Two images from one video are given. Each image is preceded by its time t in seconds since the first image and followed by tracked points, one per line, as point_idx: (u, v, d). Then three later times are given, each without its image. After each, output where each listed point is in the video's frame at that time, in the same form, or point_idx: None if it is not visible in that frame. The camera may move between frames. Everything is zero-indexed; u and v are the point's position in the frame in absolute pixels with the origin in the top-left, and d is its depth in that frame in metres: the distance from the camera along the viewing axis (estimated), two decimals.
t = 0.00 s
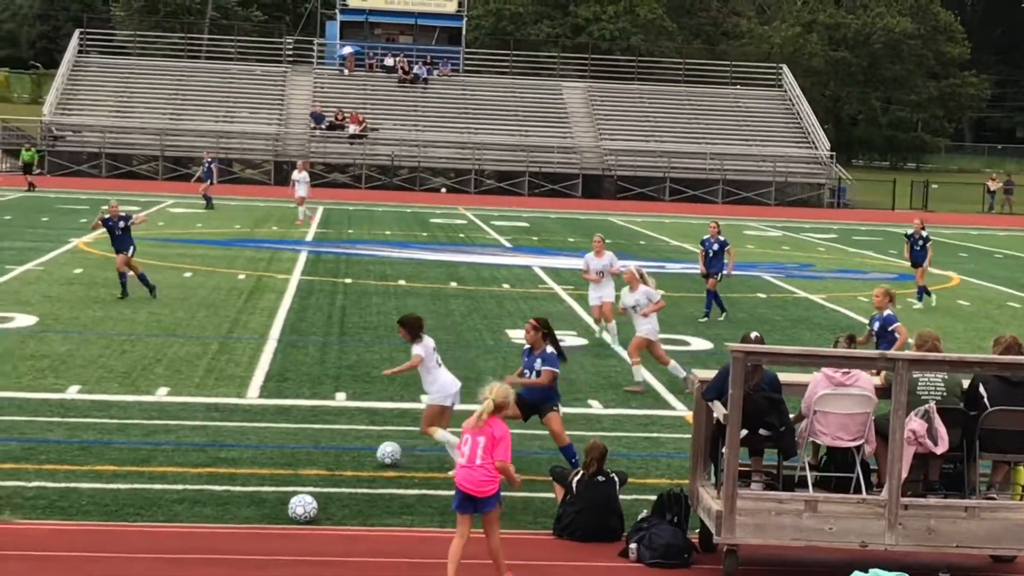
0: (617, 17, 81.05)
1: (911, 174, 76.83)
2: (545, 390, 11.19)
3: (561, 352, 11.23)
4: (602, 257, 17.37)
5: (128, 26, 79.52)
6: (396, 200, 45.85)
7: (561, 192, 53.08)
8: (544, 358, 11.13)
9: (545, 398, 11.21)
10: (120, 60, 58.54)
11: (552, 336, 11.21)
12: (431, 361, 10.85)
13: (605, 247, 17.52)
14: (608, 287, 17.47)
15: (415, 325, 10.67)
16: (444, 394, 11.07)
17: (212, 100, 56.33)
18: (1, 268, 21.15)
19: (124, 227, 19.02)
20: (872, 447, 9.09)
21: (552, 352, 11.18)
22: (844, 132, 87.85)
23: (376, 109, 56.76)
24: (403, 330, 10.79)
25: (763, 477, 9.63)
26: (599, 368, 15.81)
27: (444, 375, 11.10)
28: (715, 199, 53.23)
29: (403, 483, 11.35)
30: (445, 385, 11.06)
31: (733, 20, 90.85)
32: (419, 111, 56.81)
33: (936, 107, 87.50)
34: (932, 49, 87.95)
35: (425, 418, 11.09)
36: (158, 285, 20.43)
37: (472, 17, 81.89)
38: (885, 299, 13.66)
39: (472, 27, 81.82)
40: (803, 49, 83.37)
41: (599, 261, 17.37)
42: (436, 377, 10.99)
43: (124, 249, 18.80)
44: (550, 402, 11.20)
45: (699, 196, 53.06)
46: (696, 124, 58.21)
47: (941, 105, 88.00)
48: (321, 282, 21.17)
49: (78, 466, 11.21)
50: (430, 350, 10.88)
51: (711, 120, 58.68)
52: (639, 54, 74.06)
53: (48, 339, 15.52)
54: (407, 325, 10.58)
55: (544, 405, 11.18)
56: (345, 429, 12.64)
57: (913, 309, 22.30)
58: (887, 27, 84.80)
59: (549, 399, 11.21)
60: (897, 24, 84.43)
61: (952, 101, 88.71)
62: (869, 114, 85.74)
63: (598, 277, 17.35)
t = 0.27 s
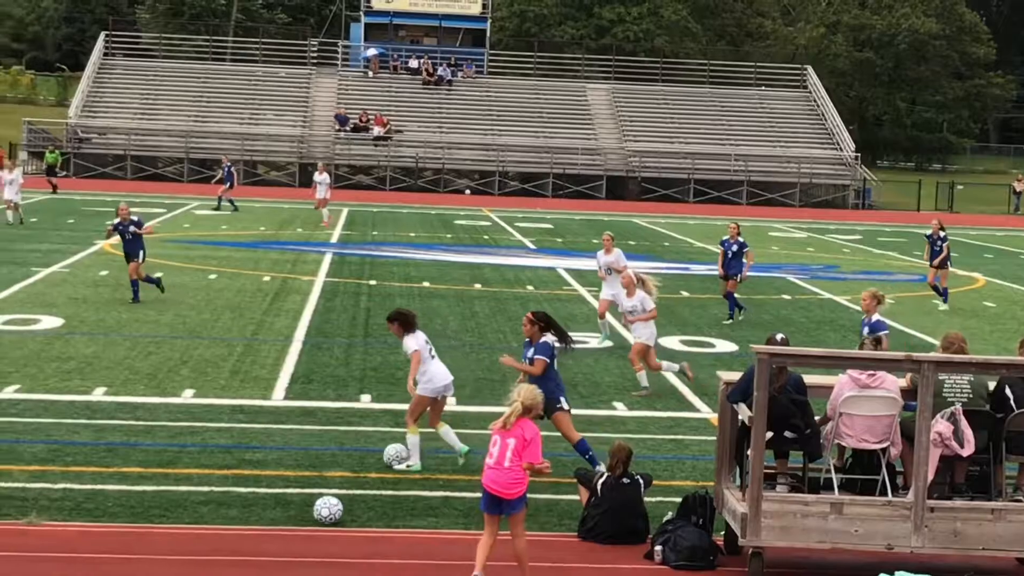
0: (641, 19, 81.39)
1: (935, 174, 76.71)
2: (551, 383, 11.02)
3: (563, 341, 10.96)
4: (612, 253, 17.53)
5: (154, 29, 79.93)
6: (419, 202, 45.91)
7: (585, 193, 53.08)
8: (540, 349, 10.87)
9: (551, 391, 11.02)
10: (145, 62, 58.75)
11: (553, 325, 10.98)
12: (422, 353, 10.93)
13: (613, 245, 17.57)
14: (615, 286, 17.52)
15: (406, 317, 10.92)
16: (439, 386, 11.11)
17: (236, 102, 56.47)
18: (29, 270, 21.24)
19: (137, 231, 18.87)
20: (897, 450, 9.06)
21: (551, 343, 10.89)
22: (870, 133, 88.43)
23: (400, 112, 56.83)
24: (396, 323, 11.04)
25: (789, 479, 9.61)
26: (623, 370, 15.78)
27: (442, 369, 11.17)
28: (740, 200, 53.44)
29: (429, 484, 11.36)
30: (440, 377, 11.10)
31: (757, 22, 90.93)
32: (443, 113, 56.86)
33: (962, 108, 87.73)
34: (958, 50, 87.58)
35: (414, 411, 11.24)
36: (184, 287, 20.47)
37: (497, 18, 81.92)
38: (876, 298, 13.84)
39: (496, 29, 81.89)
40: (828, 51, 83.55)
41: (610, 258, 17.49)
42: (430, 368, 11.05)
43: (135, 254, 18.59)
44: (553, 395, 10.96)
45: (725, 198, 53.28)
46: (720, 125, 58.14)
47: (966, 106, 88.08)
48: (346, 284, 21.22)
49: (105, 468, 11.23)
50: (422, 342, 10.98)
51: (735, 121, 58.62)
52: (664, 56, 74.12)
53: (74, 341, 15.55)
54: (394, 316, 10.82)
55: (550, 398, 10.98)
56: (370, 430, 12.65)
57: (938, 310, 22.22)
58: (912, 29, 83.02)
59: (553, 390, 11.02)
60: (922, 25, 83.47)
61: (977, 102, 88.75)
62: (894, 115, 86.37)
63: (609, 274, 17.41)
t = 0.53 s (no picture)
0: (669, 19, 81.12)
1: (965, 175, 76.18)
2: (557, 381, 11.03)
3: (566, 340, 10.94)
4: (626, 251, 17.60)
5: (182, 31, 80.07)
6: (445, 203, 45.92)
7: (613, 194, 52.92)
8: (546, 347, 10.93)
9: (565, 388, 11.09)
10: (173, 64, 58.90)
11: (558, 324, 11.03)
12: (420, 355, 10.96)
13: (627, 244, 17.60)
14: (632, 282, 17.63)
15: (409, 317, 10.92)
16: (437, 390, 11.10)
17: (264, 103, 56.59)
18: (59, 272, 21.31)
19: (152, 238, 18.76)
20: (927, 450, 9.02)
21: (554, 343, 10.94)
22: (899, 133, 87.96)
23: (428, 113, 56.85)
24: (400, 323, 11.09)
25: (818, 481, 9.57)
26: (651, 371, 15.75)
27: (443, 373, 11.16)
28: (768, 200, 53.30)
29: (458, 487, 11.36)
30: (439, 382, 11.10)
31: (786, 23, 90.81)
32: (471, 113, 56.84)
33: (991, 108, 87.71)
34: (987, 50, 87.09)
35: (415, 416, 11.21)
36: (213, 288, 20.52)
37: (525, 18, 81.63)
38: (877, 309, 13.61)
39: (524, 30, 81.54)
40: (856, 51, 83.01)
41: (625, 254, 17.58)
42: (428, 372, 11.03)
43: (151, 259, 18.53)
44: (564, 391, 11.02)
45: (752, 199, 53.21)
46: (748, 125, 58.01)
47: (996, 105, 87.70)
48: (374, 285, 21.24)
49: (135, 470, 11.25)
50: (420, 345, 11.00)
51: (763, 120, 58.48)
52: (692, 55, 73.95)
53: (103, 343, 15.58)
54: (397, 316, 10.87)
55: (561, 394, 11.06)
56: (397, 433, 12.65)
57: (968, 311, 22.11)
58: (941, 27, 82.97)
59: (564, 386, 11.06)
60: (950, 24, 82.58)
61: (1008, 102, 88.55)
62: (922, 115, 86.18)
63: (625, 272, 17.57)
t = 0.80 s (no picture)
0: (701, 19, 80.78)
1: (999, 176, 75.75)
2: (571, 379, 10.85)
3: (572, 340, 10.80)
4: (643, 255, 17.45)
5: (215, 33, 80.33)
6: (475, 205, 46.01)
7: (644, 196, 52.49)
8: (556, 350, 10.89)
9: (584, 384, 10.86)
10: (207, 67, 59.16)
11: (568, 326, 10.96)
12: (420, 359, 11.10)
13: (647, 246, 17.48)
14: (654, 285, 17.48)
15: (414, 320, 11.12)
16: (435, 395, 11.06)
17: (298, 105, 56.80)
18: (95, 274, 21.42)
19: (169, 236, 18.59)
20: (962, 451, 9.01)
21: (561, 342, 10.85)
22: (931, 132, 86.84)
23: (460, 115, 56.92)
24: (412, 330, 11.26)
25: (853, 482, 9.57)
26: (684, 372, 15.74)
27: (448, 382, 11.09)
28: (801, 201, 52.78)
29: (492, 487, 11.39)
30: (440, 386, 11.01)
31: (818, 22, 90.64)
32: (503, 116, 56.89)
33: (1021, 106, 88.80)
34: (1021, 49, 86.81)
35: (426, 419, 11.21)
36: (247, 289, 20.60)
37: (558, 20, 81.97)
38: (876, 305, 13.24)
39: (557, 31, 81.68)
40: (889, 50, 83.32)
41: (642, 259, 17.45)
42: (426, 377, 11.04)
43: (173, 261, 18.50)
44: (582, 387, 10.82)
45: (785, 200, 52.69)
46: (780, 125, 57.83)
47: None
48: (408, 287, 21.30)
49: (172, 470, 11.32)
50: (420, 349, 11.12)
51: (795, 120, 58.30)
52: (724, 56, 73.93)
53: (139, 345, 15.66)
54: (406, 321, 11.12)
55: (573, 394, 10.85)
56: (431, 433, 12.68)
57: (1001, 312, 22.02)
58: (973, 27, 83.72)
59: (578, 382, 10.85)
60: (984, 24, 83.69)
61: None
62: (955, 115, 86.07)
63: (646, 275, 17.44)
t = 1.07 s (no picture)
0: (746, 20, 80.58)
1: None
2: (592, 373, 11.34)
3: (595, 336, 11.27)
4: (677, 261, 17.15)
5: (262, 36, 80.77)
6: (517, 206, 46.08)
7: (689, 196, 52.59)
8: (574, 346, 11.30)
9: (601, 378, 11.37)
10: (254, 69, 59.53)
11: (586, 323, 11.38)
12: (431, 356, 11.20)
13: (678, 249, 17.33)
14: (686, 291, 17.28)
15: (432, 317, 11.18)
16: (450, 391, 11.15)
17: (343, 107, 57.10)
18: (142, 276, 21.53)
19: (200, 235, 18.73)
20: (1010, 452, 8.92)
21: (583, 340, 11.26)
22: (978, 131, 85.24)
23: (504, 115, 57.02)
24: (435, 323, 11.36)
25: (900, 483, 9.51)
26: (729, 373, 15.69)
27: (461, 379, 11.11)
28: (846, 201, 52.66)
29: (537, 488, 11.38)
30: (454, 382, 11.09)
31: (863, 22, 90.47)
32: (547, 117, 56.95)
33: None
34: None
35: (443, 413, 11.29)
36: (291, 291, 20.66)
37: (602, 22, 81.96)
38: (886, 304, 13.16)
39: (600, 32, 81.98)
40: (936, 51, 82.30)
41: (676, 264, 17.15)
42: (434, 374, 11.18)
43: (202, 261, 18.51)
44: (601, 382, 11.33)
45: (830, 200, 52.54)
46: (824, 124, 57.59)
47: None
48: (453, 288, 21.31)
49: (218, 471, 11.37)
50: (432, 346, 11.20)
51: (839, 119, 58.03)
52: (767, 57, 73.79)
53: (186, 346, 15.74)
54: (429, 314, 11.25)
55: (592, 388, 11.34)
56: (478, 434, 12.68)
57: None
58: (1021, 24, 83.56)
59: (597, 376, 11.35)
60: None
61: None
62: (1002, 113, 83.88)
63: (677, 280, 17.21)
